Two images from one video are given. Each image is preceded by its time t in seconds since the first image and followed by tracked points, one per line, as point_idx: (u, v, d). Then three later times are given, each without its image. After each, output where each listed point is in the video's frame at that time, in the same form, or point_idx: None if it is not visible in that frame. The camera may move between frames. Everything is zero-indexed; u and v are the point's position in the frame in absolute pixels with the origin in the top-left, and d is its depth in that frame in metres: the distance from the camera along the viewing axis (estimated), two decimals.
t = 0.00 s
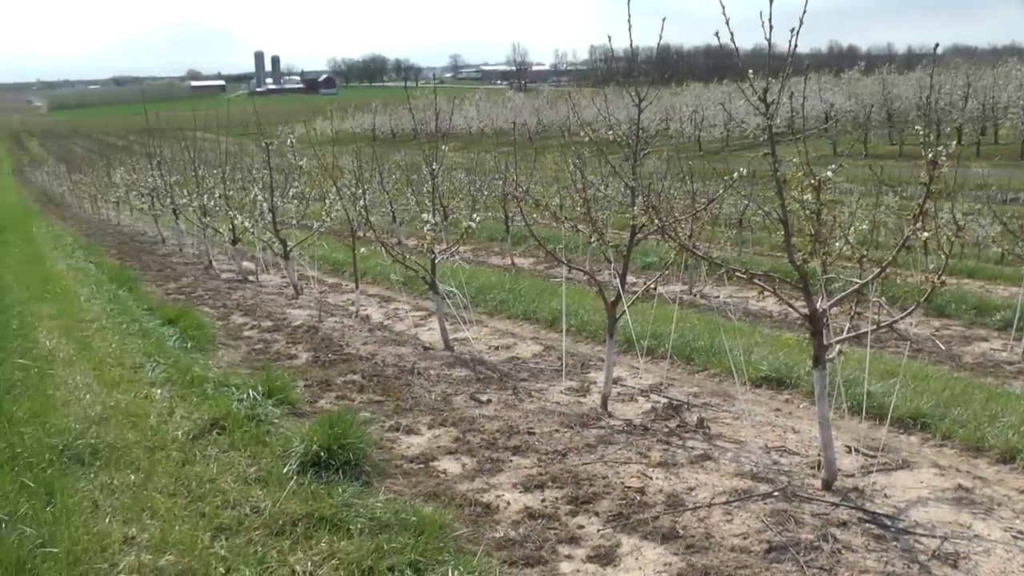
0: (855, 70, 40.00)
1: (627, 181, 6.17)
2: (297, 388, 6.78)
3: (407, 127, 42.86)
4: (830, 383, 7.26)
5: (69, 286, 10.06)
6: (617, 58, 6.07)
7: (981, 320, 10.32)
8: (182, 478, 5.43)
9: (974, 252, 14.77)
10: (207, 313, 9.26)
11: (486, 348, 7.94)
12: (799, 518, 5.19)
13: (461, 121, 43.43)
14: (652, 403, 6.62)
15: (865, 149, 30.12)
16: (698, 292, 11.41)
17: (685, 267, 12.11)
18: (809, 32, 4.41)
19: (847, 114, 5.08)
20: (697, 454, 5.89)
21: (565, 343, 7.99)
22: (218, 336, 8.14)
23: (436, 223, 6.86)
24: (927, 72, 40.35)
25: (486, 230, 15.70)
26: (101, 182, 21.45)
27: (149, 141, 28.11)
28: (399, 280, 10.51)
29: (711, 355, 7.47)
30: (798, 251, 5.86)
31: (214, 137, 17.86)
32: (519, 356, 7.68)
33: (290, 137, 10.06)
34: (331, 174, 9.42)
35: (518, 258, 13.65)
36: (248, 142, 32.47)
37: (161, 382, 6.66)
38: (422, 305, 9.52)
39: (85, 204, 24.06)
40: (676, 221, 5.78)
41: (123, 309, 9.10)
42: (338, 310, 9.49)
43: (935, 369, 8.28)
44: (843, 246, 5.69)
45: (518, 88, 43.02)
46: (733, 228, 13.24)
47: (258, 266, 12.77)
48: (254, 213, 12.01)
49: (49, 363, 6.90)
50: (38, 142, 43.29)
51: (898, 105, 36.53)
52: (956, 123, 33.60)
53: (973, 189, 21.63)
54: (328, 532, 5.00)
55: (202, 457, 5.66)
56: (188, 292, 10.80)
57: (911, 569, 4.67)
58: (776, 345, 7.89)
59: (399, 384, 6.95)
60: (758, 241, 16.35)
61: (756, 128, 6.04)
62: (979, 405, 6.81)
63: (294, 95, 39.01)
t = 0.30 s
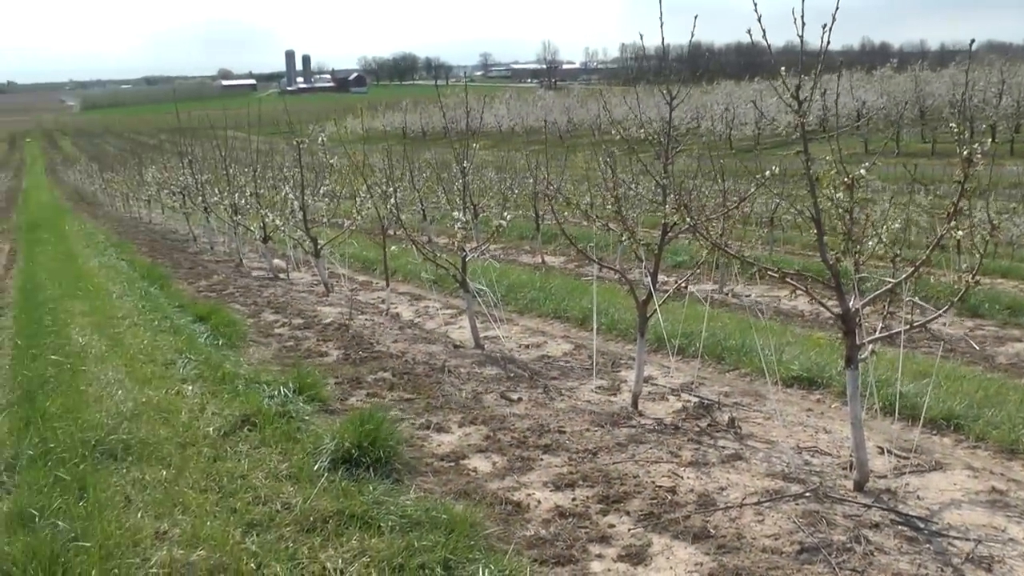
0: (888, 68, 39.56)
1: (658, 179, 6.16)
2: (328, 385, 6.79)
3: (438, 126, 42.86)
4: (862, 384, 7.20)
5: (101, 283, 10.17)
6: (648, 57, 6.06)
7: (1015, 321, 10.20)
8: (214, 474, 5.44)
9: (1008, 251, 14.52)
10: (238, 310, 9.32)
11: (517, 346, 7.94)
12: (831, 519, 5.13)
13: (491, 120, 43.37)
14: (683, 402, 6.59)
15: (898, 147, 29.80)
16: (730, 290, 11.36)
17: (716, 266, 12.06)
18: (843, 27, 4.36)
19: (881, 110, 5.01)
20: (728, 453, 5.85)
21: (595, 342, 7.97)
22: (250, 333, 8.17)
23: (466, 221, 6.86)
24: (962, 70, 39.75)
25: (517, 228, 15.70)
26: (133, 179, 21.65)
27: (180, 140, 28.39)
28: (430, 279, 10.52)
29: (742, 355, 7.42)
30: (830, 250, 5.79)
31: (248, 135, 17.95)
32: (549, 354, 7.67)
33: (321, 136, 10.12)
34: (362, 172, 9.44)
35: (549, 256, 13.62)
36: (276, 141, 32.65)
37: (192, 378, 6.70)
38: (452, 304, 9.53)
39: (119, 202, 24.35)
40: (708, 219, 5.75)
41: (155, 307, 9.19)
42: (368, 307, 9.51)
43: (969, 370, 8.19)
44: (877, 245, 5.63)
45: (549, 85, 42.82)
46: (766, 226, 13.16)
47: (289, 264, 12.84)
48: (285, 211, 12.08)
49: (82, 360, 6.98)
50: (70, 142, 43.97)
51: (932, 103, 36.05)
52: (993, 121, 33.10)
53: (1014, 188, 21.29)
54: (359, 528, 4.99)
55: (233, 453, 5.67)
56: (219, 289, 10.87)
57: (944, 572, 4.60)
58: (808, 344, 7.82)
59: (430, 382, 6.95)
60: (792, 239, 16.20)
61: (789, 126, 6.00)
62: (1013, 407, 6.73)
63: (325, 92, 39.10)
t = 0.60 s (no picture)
0: (925, 62, 39.00)
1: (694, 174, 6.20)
2: (362, 380, 6.79)
3: (471, 121, 42.82)
4: (899, 382, 7.13)
5: (137, 278, 10.31)
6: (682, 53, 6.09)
7: None
8: (249, 468, 5.45)
9: None
10: (273, 305, 9.38)
11: (551, 342, 7.93)
12: (867, 518, 5.06)
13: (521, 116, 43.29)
14: (718, 399, 6.55)
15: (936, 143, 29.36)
16: (765, 287, 11.31)
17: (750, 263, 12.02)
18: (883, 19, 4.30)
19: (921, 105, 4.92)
20: (764, 451, 5.81)
21: (630, 338, 7.95)
22: (285, 328, 8.21)
23: (502, 216, 6.85)
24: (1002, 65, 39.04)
25: (552, 223, 15.70)
26: (168, 175, 21.90)
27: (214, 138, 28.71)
28: (464, 275, 10.51)
29: (777, 352, 7.37)
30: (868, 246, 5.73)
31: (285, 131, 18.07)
32: (584, 350, 7.65)
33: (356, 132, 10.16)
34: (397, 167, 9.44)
35: (584, 252, 13.59)
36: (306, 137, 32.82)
37: (227, 372, 6.73)
38: (487, 299, 9.53)
39: (156, 199, 24.73)
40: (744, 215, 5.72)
41: (191, 302, 9.29)
42: (403, 303, 9.53)
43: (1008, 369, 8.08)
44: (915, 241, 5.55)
45: (584, 81, 42.55)
46: (803, 222, 13.05)
47: (325, 259, 12.91)
48: (320, 206, 12.14)
49: (119, 354, 7.05)
50: (106, 141, 44.76)
51: (970, 98, 35.47)
52: None
53: None
54: (393, 523, 4.97)
55: (268, 447, 5.68)
56: (254, 284, 10.95)
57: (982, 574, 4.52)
58: (844, 341, 7.75)
59: (465, 377, 6.94)
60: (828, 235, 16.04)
61: (827, 122, 5.96)
62: None
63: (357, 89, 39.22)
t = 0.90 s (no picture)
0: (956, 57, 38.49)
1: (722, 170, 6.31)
2: (390, 375, 6.80)
3: (499, 116, 42.78)
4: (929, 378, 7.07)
5: (166, 271, 10.41)
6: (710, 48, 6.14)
7: None
8: (277, 460, 5.46)
9: None
10: (300, 299, 9.43)
11: (578, 337, 7.92)
12: (896, 517, 5.00)
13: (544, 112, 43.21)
14: (746, 395, 6.51)
15: (967, 138, 28.97)
16: (792, 283, 11.25)
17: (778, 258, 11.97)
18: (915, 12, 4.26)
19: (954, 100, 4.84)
20: (791, 448, 5.76)
21: (658, 333, 7.93)
22: (312, 322, 8.24)
23: (531, 209, 6.84)
24: None
25: (579, 218, 15.69)
26: (197, 169, 22.07)
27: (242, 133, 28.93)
28: (492, 269, 10.51)
29: (806, 348, 7.33)
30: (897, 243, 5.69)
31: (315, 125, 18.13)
32: (611, 345, 7.64)
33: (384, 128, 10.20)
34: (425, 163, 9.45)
35: (612, 247, 13.57)
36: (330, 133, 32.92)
37: (255, 366, 6.76)
38: (514, 294, 9.52)
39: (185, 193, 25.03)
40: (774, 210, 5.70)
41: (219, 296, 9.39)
42: (430, 297, 9.55)
43: None
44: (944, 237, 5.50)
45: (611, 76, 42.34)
46: (832, 218, 12.95)
47: (352, 254, 12.94)
48: (347, 201, 12.17)
49: (147, 346, 7.11)
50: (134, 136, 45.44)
51: (1001, 93, 34.95)
52: None
53: None
54: (400, 522, 4.93)
55: (296, 440, 5.68)
56: (282, 278, 11.02)
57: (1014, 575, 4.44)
58: (873, 337, 7.70)
59: (492, 372, 6.93)
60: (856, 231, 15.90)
61: (856, 117, 5.92)
62: None
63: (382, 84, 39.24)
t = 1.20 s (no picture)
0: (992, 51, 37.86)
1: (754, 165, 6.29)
2: (419, 369, 6.80)
3: (528, 111, 42.73)
4: (963, 377, 7.00)
5: (197, 265, 10.52)
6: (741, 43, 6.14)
7: None
8: (308, 454, 5.48)
9: None
10: (331, 293, 9.49)
11: (608, 332, 7.91)
12: (928, 517, 4.94)
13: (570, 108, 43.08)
14: (776, 393, 6.47)
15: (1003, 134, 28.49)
16: (822, 280, 11.18)
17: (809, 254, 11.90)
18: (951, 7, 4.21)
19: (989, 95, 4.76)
20: (822, 446, 5.71)
21: (688, 330, 7.90)
22: (343, 317, 8.28)
23: (562, 204, 6.83)
24: None
25: (609, 214, 15.66)
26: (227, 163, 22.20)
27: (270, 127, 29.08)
28: (522, 264, 10.50)
29: (837, 345, 7.28)
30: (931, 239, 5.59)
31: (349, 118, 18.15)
32: (641, 341, 7.62)
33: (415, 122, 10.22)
34: (456, 158, 9.46)
35: (641, 243, 13.54)
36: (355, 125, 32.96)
37: (285, 360, 6.80)
38: (544, 289, 9.51)
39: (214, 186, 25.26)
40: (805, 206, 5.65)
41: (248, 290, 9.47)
42: (459, 292, 9.55)
43: None
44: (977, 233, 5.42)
45: (642, 70, 41.97)
46: (863, 215, 12.84)
47: (382, 248, 12.97)
48: (377, 195, 12.20)
49: (179, 339, 7.17)
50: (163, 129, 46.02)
51: None
52: None
53: None
54: (400, 523, 4.84)
55: (326, 434, 5.69)
56: (312, 272, 11.09)
57: None
58: (905, 335, 7.63)
59: (522, 367, 6.93)
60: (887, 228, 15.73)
61: (889, 112, 5.86)
62: None
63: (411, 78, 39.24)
